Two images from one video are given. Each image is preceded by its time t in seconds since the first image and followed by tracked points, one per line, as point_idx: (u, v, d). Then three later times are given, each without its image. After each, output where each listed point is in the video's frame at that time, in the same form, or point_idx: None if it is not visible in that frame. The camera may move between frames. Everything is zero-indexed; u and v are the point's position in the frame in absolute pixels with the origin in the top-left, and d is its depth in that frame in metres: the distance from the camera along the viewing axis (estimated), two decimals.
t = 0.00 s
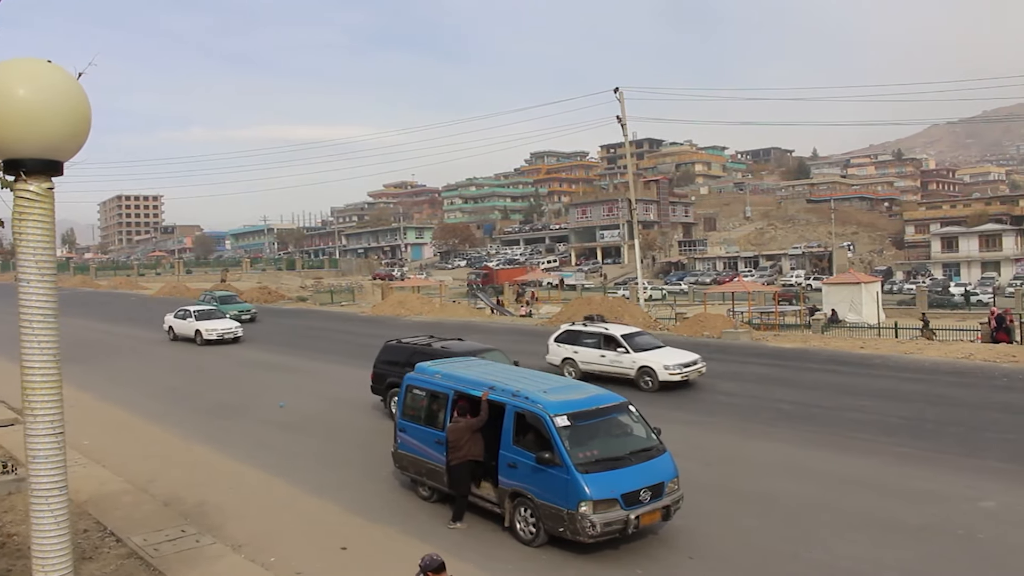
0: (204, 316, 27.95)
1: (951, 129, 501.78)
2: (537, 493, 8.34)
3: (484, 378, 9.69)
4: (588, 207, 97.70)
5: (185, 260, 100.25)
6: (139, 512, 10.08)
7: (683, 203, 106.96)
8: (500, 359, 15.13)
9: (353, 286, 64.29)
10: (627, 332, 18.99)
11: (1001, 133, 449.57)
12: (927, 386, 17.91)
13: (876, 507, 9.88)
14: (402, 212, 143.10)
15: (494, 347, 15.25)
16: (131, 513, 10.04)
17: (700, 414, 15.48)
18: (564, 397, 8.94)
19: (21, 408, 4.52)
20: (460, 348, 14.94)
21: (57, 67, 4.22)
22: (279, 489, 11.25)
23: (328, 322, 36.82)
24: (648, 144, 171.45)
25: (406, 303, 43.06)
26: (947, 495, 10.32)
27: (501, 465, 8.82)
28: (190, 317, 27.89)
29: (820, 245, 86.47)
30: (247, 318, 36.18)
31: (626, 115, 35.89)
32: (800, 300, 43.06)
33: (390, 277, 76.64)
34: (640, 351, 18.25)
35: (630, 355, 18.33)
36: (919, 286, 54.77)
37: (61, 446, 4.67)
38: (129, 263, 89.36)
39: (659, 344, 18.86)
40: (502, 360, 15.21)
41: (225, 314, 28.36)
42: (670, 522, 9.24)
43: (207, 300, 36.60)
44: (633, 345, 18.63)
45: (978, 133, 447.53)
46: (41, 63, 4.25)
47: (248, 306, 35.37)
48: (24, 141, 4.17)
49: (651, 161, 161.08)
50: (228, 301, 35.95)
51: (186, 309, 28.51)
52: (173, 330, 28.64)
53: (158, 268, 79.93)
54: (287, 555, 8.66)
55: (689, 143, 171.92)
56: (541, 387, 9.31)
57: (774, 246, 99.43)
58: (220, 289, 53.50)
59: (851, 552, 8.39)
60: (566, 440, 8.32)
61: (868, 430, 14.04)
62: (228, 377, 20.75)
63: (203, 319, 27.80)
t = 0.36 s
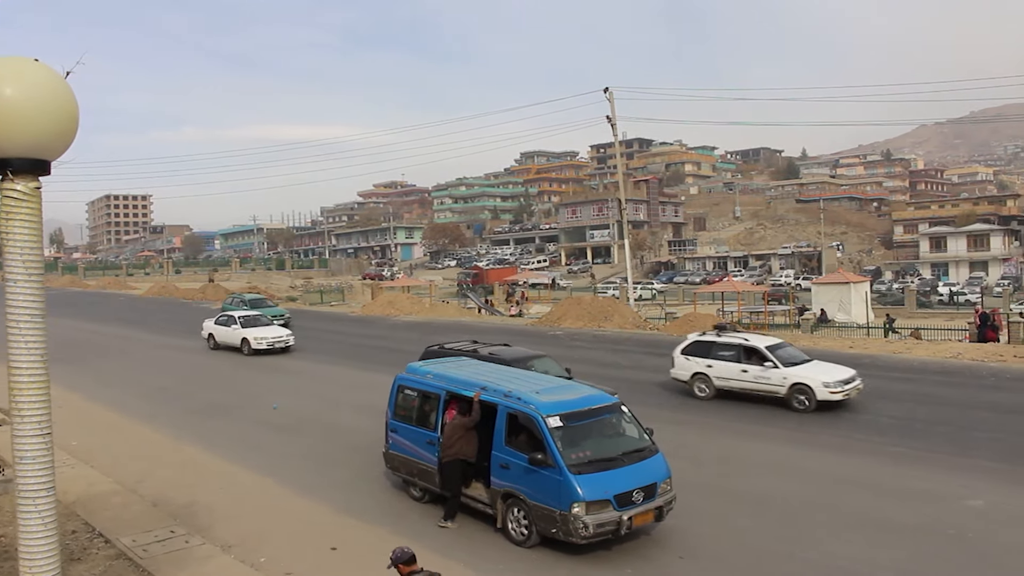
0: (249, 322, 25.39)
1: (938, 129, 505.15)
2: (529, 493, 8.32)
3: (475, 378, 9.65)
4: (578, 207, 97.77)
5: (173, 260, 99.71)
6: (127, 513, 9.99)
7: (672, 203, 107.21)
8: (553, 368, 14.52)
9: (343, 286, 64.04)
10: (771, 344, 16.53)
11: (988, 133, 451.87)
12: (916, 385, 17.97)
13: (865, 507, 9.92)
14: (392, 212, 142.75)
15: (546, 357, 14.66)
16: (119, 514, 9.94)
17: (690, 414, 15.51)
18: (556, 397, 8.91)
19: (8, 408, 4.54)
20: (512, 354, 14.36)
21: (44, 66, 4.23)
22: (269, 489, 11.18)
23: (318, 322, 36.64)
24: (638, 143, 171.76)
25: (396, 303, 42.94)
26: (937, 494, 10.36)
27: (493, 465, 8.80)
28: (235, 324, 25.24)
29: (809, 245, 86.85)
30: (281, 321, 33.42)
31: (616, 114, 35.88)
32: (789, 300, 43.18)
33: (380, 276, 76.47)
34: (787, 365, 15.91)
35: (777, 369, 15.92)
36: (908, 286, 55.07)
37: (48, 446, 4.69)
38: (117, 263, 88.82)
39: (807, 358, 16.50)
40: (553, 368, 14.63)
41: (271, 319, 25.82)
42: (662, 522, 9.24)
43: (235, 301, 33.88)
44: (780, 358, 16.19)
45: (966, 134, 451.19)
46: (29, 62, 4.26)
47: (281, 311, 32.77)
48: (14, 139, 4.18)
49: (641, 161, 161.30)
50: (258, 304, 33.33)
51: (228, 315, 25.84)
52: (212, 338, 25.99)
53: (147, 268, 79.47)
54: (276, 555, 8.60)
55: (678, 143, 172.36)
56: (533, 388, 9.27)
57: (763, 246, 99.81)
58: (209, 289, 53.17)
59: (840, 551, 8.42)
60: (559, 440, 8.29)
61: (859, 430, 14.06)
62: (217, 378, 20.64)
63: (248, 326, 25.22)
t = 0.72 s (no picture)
0: (310, 331, 22.73)
1: (927, 129, 508.07)
2: (521, 494, 8.31)
3: (468, 379, 9.63)
4: (568, 207, 97.81)
5: (162, 260, 99.24)
6: (117, 513, 9.93)
7: (663, 203, 107.43)
8: (614, 376, 13.40)
9: (334, 285, 63.79)
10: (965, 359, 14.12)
11: (977, 134, 453.44)
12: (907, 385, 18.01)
13: (855, 505, 9.96)
14: (382, 212, 142.44)
15: (607, 363, 13.54)
16: (109, 514, 9.86)
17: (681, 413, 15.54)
18: (549, 398, 8.92)
19: None
20: (571, 363, 13.25)
21: (33, 64, 4.43)
22: (259, 489, 11.14)
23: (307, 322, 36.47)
24: (629, 144, 172.08)
25: (387, 303, 42.84)
26: (926, 493, 10.40)
27: (485, 466, 8.79)
28: (295, 333, 22.65)
29: (799, 245, 87.19)
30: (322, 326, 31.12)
31: (607, 115, 35.91)
32: (779, 300, 43.33)
33: (371, 276, 76.28)
34: (993, 384, 13.56)
35: (980, 389, 13.56)
36: (897, 286, 55.35)
37: (35, 446, 4.87)
38: (106, 263, 88.29)
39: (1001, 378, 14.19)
40: (614, 376, 13.53)
41: (334, 327, 23.19)
42: (654, 522, 9.25)
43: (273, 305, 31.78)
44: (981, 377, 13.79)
45: (955, 134, 454.08)
46: (16, 60, 4.43)
47: (323, 313, 30.61)
48: (4, 138, 4.38)
49: (631, 161, 161.50)
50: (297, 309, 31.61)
51: (286, 322, 23.26)
52: (267, 348, 23.57)
53: (136, 268, 79.00)
54: (267, 555, 8.57)
55: (669, 143, 172.71)
56: (526, 388, 9.27)
57: (754, 245, 100.13)
58: (199, 289, 52.91)
59: (831, 549, 8.44)
60: (551, 441, 8.30)
61: (849, 429, 14.11)
62: (206, 378, 20.54)
63: (311, 335, 22.60)
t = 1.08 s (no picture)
0: (392, 341, 20.05)
1: (917, 129, 511.03)
2: (516, 495, 8.30)
3: (461, 380, 9.61)
4: (560, 207, 97.77)
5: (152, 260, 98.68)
6: (106, 514, 9.87)
7: (654, 203, 107.61)
8: (688, 386, 12.02)
9: (324, 285, 63.52)
10: None
11: (966, 134, 456.59)
12: (897, 385, 18.08)
13: (844, 505, 9.99)
14: (373, 213, 142.10)
15: (679, 372, 12.17)
16: (98, 516, 9.79)
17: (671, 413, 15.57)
18: (543, 398, 8.92)
19: None
20: (641, 371, 11.89)
21: (21, 62, 4.52)
22: (250, 490, 11.07)
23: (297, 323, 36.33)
24: (620, 144, 172.36)
25: (378, 303, 42.74)
26: (916, 492, 10.44)
27: (480, 466, 8.78)
28: (375, 342, 20.03)
29: (790, 245, 87.52)
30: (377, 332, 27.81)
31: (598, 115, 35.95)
32: (770, 300, 43.46)
33: (362, 276, 76.04)
34: None
35: None
36: (888, 286, 55.58)
37: (23, 446, 5.01)
38: (95, 263, 87.73)
39: None
40: (688, 385, 12.15)
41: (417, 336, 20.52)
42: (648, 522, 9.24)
43: (320, 308, 28.55)
44: None
45: (944, 135, 457.02)
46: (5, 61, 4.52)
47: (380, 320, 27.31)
48: None
49: (622, 161, 161.76)
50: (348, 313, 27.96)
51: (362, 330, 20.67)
52: (338, 360, 20.81)
53: (126, 268, 78.58)
54: (258, 556, 8.54)
55: (660, 143, 173.04)
56: (519, 388, 9.26)
57: (744, 246, 100.48)
58: (189, 289, 52.59)
59: (823, 549, 8.45)
60: (546, 441, 8.28)
61: (839, 428, 14.16)
62: (196, 378, 20.44)
63: (393, 345, 19.95)
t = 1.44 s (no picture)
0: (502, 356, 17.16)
1: (905, 130, 514.11)
2: (514, 498, 8.27)
3: (457, 382, 9.58)
4: (550, 207, 97.72)
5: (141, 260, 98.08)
6: (94, 516, 9.79)
7: (644, 203, 107.85)
8: (773, 398, 10.93)
9: (315, 286, 63.29)
10: None
11: (954, 135, 459.63)
12: (887, 385, 18.16)
13: (830, 504, 10.05)
14: (363, 213, 141.78)
15: (762, 382, 11.09)
16: (87, 518, 9.71)
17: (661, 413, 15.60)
18: (540, 400, 8.90)
19: None
20: (722, 382, 10.84)
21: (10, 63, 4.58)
22: (240, 491, 11.01)
23: (287, 323, 36.25)
24: (611, 144, 172.76)
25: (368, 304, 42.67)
26: (902, 491, 10.52)
27: (476, 469, 8.75)
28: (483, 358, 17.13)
29: (780, 245, 87.89)
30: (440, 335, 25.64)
31: (588, 116, 36.02)
32: (759, 300, 43.62)
33: (352, 277, 75.76)
34: None
35: None
36: (877, 287, 55.85)
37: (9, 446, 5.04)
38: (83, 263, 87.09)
39: None
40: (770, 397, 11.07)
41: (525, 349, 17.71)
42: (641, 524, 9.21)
43: (376, 314, 26.31)
44: None
45: (933, 136, 460.46)
46: None
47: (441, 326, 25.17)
48: None
49: (612, 162, 162.02)
50: (406, 319, 25.71)
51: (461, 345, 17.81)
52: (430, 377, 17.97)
53: (115, 268, 78.10)
54: (248, 558, 8.49)
55: (651, 144, 173.51)
56: (516, 390, 9.25)
57: (734, 246, 100.89)
58: (179, 289, 52.29)
59: (814, 549, 8.49)
60: (543, 443, 8.27)
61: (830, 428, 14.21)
62: (186, 379, 20.34)
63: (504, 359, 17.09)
